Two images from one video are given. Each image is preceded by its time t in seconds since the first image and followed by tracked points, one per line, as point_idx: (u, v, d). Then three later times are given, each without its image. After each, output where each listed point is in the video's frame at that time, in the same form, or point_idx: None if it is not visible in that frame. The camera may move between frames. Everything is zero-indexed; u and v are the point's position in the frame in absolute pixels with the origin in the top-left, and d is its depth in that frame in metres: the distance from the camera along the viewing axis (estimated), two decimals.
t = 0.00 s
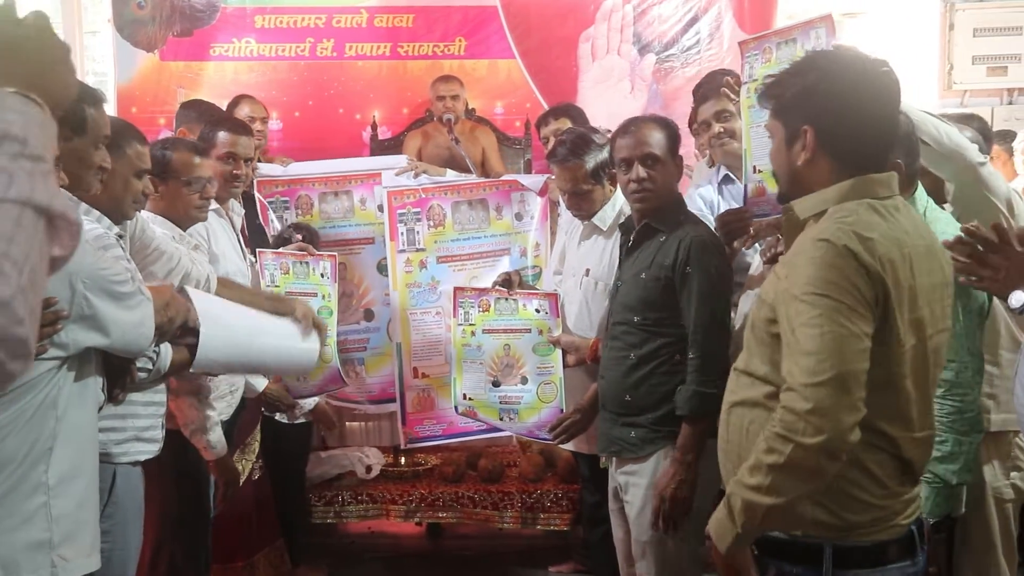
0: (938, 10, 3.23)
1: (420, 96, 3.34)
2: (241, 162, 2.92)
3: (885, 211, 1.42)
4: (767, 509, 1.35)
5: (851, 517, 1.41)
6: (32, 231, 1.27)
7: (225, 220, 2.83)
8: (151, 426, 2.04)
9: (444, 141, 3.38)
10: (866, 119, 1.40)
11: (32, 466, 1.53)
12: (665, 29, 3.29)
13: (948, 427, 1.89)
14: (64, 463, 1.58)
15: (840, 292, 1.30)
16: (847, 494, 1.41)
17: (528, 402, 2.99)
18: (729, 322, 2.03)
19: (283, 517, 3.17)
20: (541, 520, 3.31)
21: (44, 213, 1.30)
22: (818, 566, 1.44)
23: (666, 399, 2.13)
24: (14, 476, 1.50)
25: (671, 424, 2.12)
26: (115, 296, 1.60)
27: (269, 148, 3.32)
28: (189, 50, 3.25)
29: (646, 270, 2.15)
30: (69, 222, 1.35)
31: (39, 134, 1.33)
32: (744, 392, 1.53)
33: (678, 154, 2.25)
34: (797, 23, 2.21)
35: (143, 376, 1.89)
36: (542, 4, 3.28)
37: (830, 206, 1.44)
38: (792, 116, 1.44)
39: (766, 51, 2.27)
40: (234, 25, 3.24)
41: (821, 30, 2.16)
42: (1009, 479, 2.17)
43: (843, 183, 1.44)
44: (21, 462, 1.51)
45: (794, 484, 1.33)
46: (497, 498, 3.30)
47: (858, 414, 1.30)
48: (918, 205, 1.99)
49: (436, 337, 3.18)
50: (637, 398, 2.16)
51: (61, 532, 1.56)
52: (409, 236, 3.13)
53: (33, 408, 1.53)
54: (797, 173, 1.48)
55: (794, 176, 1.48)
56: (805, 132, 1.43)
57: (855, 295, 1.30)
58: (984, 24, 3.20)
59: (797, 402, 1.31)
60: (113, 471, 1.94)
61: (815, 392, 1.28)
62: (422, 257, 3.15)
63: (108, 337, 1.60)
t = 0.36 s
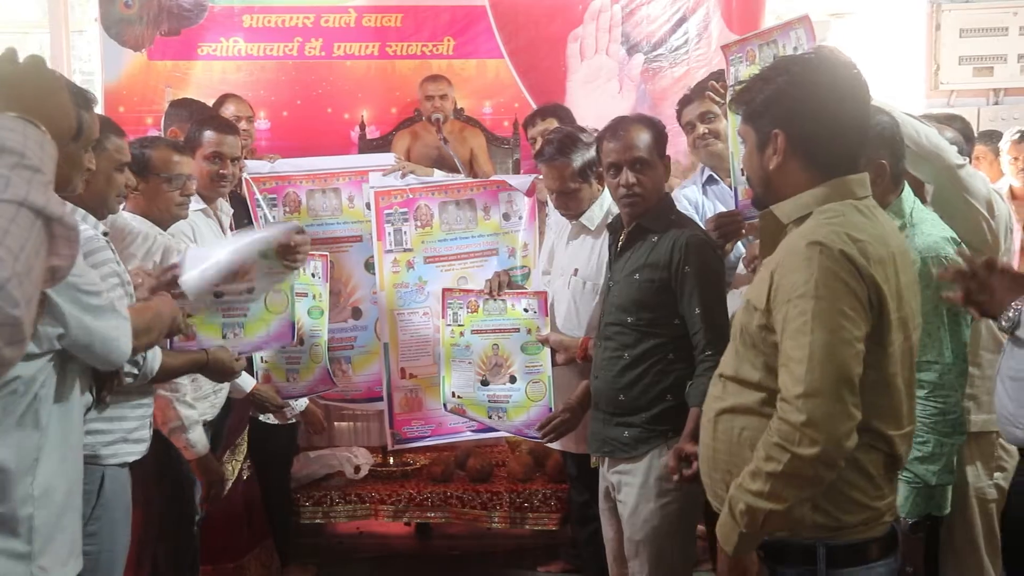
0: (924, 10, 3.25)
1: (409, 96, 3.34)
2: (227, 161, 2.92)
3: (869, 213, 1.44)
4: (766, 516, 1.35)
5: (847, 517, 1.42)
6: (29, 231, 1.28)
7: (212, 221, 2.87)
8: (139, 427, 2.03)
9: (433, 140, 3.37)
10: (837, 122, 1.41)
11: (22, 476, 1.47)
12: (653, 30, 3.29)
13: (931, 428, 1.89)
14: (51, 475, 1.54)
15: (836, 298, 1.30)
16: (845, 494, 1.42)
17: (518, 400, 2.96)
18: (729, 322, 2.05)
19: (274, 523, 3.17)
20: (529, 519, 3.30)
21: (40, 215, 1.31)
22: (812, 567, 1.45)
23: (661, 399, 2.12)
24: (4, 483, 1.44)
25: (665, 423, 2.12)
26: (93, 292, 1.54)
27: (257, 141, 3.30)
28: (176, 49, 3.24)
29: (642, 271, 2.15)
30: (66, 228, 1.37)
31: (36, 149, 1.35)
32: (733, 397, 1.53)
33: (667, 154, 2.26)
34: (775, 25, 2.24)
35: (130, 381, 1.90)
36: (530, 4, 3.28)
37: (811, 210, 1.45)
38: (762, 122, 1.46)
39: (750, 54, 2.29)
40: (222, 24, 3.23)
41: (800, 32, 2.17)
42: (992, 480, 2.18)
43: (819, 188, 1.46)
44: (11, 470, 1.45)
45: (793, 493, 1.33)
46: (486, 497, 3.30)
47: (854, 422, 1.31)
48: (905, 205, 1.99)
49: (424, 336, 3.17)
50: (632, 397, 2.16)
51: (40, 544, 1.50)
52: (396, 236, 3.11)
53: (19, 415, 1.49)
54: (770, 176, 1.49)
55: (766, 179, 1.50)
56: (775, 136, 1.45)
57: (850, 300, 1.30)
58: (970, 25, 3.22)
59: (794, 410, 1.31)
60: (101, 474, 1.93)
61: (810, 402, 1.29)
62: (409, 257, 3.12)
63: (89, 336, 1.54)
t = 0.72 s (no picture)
0: (914, 10, 3.26)
1: (400, 96, 3.34)
2: (218, 162, 2.91)
3: (853, 212, 1.50)
4: (790, 509, 1.38)
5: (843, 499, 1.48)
6: (21, 234, 1.28)
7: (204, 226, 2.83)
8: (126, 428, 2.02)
9: (423, 141, 3.37)
10: (815, 130, 1.49)
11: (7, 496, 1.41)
12: (644, 30, 3.30)
13: (924, 428, 1.85)
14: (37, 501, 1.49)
15: (837, 292, 1.36)
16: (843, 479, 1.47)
17: (509, 399, 2.96)
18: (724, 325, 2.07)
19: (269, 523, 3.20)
20: (520, 519, 3.32)
21: (34, 219, 1.31)
22: (795, 545, 1.51)
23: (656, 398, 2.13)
24: None
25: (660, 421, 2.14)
26: (77, 301, 1.61)
27: (248, 146, 3.31)
28: (167, 49, 3.23)
29: (636, 271, 2.15)
30: (58, 231, 1.36)
31: (32, 154, 1.34)
32: (723, 385, 1.56)
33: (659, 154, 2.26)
34: (764, 30, 2.24)
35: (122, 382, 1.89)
36: (521, 4, 3.28)
37: (798, 209, 1.51)
38: (744, 128, 1.53)
39: (737, 59, 2.29)
40: (212, 24, 3.22)
41: (787, 37, 2.18)
42: (980, 481, 2.23)
43: (798, 192, 1.52)
44: None
45: (817, 484, 1.37)
46: (477, 498, 3.30)
47: (869, 407, 1.37)
48: (895, 206, 2.01)
49: (414, 338, 3.15)
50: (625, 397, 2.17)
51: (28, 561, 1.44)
52: (386, 239, 3.08)
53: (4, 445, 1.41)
54: (754, 186, 1.57)
55: (752, 188, 1.58)
56: (753, 151, 1.53)
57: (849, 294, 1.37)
58: (959, 25, 3.24)
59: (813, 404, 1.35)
60: (89, 474, 1.92)
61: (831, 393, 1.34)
62: (399, 259, 3.10)
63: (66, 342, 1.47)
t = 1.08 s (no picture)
0: (906, 11, 3.27)
1: (392, 96, 3.33)
2: (205, 162, 2.90)
3: (844, 204, 1.52)
4: (826, 496, 1.36)
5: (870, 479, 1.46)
6: (8, 250, 1.34)
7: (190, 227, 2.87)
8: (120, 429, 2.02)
9: (416, 141, 3.38)
10: (807, 128, 1.50)
11: None
12: (636, 30, 3.30)
13: (917, 428, 1.88)
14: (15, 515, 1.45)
15: (834, 276, 1.38)
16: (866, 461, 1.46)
17: (501, 402, 2.91)
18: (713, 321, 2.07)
19: (261, 523, 3.26)
20: (513, 520, 3.30)
21: (22, 235, 1.37)
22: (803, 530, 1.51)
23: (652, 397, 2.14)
24: None
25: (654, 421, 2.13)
26: (88, 301, 1.72)
27: (246, 151, 3.31)
28: (159, 49, 3.23)
29: (629, 271, 2.16)
30: (46, 248, 1.41)
31: (24, 169, 1.38)
32: (727, 379, 1.56)
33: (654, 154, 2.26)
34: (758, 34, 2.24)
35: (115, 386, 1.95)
36: (513, 4, 3.28)
37: (793, 206, 1.52)
38: (740, 130, 1.53)
39: (733, 63, 2.30)
40: (204, 24, 3.22)
41: (779, 40, 2.19)
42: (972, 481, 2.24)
43: (792, 190, 1.53)
44: None
45: (846, 465, 1.36)
46: (470, 498, 3.30)
47: (883, 381, 1.37)
48: (888, 206, 2.00)
49: (407, 339, 3.10)
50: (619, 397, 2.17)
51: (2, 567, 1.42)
52: (378, 241, 3.02)
53: None
54: (751, 181, 1.56)
55: (747, 184, 1.57)
56: (753, 143, 1.53)
57: (846, 277, 1.39)
58: (951, 26, 3.24)
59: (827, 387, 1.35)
60: (84, 475, 1.91)
61: (843, 373, 1.34)
62: (392, 261, 3.04)
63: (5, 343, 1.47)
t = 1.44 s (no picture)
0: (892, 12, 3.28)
1: (380, 97, 3.33)
2: (183, 162, 2.90)
3: (835, 206, 1.52)
4: (805, 504, 1.38)
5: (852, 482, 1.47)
6: None
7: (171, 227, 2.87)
8: (109, 428, 2.02)
9: (403, 141, 3.37)
10: (800, 129, 1.50)
11: None
12: (624, 31, 3.31)
13: (900, 428, 1.88)
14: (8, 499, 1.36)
15: (826, 282, 1.39)
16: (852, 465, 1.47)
17: (493, 405, 2.89)
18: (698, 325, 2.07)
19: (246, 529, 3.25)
20: (501, 520, 3.31)
21: (4, 243, 1.37)
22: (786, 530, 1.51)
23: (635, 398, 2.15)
24: None
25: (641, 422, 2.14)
26: (86, 299, 1.78)
27: (236, 153, 3.30)
28: (145, 50, 3.22)
29: (616, 272, 2.16)
30: (31, 258, 1.43)
31: (12, 178, 1.38)
32: (713, 377, 1.56)
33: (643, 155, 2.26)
34: (743, 37, 2.25)
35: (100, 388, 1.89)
36: (501, 5, 3.28)
37: (787, 208, 1.52)
38: (733, 133, 1.54)
39: (720, 65, 2.31)
40: (191, 24, 3.21)
41: (765, 42, 2.20)
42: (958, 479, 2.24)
43: (783, 194, 1.53)
44: None
45: (824, 472, 1.38)
46: (458, 499, 3.31)
47: (863, 392, 1.39)
48: (876, 206, 2.00)
49: (395, 341, 3.06)
50: (606, 398, 2.17)
51: None
52: (366, 242, 2.99)
53: None
54: (744, 185, 1.57)
55: (741, 187, 1.57)
56: (747, 147, 1.53)
57: (839, 281, 1.40)
58: (937, 28, 3.25)
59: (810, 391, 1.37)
60: (74, 476, 1.91)
61: (824, 381, 1.36)
62: (379, 262, 3.01)
63: None
